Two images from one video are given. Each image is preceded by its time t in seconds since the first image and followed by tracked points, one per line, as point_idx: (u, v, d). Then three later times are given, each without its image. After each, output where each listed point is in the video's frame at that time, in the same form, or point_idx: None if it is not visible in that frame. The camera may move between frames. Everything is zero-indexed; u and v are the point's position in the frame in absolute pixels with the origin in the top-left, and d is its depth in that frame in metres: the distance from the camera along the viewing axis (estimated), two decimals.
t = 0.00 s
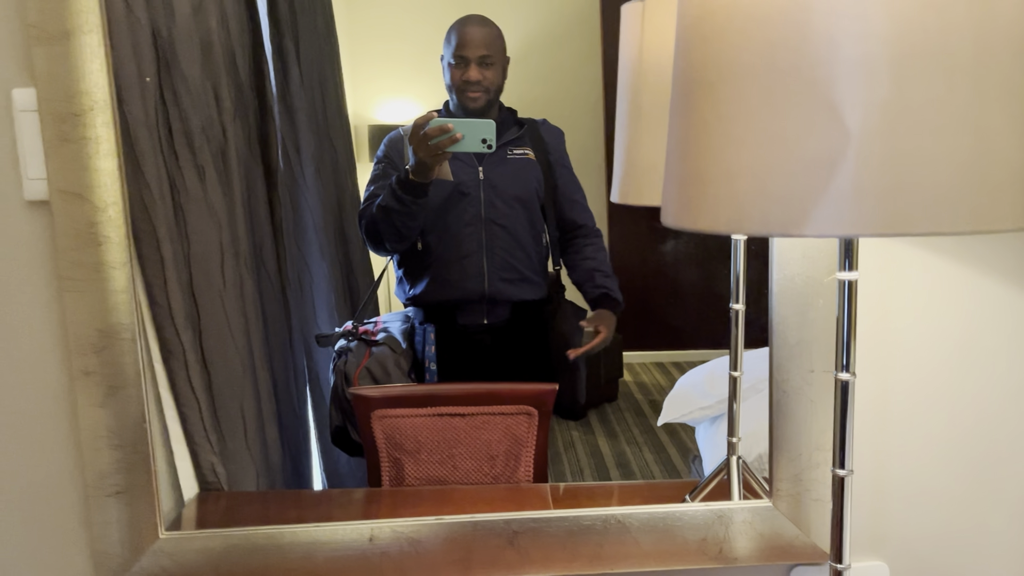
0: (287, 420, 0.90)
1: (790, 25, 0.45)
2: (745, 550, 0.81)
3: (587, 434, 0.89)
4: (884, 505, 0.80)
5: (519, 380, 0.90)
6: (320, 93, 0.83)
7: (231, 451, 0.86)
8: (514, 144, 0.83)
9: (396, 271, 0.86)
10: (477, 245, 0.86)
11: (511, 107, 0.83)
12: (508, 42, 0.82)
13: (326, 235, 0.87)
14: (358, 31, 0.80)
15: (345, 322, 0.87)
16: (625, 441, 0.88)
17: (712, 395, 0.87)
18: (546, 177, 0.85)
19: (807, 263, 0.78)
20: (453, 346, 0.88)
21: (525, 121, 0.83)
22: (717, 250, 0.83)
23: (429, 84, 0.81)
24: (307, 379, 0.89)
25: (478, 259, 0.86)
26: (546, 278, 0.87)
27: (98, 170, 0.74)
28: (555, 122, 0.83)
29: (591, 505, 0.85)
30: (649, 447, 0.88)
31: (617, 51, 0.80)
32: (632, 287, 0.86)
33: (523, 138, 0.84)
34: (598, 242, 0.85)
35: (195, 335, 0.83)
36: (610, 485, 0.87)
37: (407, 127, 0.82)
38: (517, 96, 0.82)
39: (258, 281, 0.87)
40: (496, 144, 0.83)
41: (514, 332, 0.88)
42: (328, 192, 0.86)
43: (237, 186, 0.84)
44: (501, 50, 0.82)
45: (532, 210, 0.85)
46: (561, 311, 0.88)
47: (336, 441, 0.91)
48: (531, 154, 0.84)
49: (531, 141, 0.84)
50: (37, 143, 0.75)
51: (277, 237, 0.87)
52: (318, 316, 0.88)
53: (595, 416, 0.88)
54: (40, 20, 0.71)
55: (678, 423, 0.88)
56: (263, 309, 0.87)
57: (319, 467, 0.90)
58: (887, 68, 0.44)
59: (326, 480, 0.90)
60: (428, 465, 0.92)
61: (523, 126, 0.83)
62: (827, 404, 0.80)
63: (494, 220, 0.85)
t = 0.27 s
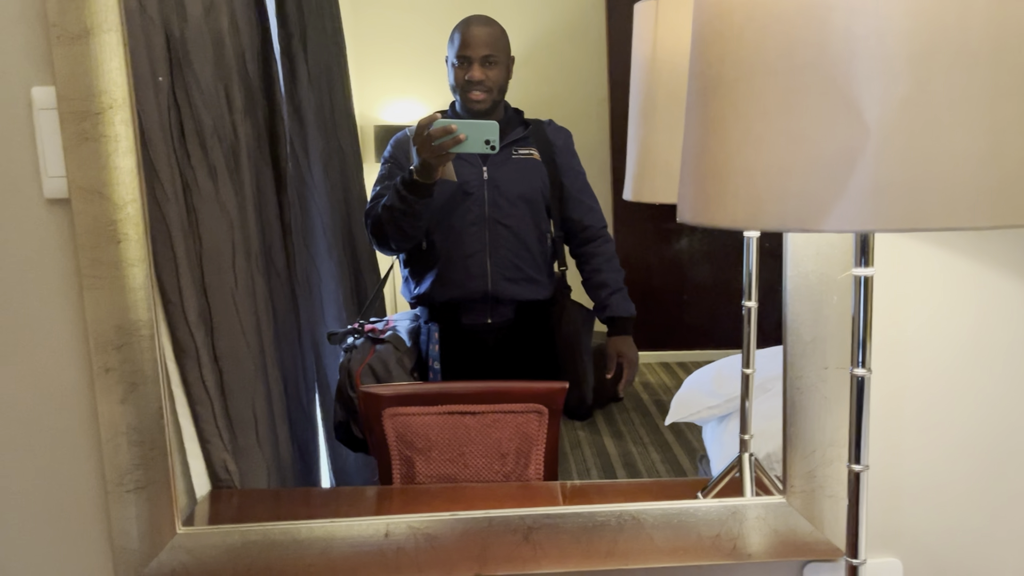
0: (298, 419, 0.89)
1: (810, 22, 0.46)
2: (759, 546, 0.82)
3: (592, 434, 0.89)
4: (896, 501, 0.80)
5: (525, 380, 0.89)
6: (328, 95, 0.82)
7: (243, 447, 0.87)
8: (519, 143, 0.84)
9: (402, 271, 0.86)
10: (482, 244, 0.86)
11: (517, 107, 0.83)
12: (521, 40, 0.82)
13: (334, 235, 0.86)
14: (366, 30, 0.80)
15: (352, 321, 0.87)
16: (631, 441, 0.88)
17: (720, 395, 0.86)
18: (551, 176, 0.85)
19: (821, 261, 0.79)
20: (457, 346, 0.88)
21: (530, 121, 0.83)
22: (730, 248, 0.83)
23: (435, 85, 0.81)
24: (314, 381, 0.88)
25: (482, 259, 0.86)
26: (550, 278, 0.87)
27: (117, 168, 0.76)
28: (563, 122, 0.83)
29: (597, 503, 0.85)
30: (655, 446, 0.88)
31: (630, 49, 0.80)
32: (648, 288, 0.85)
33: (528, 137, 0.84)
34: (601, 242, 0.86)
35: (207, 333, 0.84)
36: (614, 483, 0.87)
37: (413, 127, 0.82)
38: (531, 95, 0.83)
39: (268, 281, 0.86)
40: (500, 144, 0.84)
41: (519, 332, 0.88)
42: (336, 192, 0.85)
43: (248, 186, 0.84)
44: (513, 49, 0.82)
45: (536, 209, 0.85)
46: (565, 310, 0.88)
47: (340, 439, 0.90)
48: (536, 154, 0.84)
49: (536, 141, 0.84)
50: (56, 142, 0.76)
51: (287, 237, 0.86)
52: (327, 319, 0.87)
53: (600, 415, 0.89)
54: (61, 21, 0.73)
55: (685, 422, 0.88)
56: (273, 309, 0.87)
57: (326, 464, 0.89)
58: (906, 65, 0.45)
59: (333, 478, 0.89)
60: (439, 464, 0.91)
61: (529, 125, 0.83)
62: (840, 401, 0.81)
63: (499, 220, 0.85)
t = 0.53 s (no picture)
0: (309, 424, 0.88)
1: (830, 23, 0.46)
2: (774, 548, 0.82)
3: (601, 435, 0.89)
4: (913, 504, 0.80)
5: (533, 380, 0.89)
6: (337, 96, 0.82)
7: (255, 448, 0.87)
8: (528, 145, 0.84)
9: (411, 271, 0.86)
10: (490, 245, 0.86)
11: (526, 109, 0.83)
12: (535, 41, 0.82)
13: (343, 237, 0.86)
14: (378, 31, 0.80)
15: (365, 321, 0.87)
16: (639, 442, 0.88)
17: (729, 396, 0.86)
18: (558, 177, 0.85)
19: (836, 262, 0.79)
20: (466, 345, 0.88)
21: (539, 123, 0.83)
22: (745, 248, 0.83)
23: (443, 87, 0.82)
24: (324, 382, 0.88)
25: (491, 259, 0.86)
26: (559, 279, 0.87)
27: (134, 169, 0.76)
28: (571, 125, 0.83)
29: (607, 504, 0.85)
30: (663, 448, 0.87)
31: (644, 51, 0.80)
32: (661, 286, 0.86)
33: (538, 139, 0.84)
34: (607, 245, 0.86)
35: (219, 334, 0.84)
36: (620, 484, 0.87)
37: (419, 128, 0.82)
38: (546, 96, 0.82)
39: (279, 284, 0.86)
40: (505, 146, 0.84)
41: (527, 332, 0.88)
42: (345, 194, 0.85)
43: (260, 188, 0.84)
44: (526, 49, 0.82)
45: (544, 210, 0.85)
46: (573, 312, 0.88)
47: (348, 438, 0.89)
48: (544, 155, 0.84)
49: (545, 143, 0.84)
50: (73, 143, 0.77)
51: (297, 238, 0.86)
52: (336, 322, 0.87)
53: (608, 416, 0.89)
54: (79, 22, 0.73)
55: (695, 424, 0.87)
56: (284, 311, 0.87)
57: (337, 468, 0.89)
58: (928, 66, 0.45)
59: (342, 479, 0.89)
60: (450, 464, 0.91)
61: (538, 127, 0.84)
62: (857, 401, 0.81)
63: (506, 220, 0.85)
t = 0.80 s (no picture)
0: (310, 424, 0.89)
1: (824, 28, 0.46)
2: (771, 548, 0.83)
3: (601, 437, 0.89)
4: (908, 505, 0.81)
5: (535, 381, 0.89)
6: (339, 99, 0.83)
7: (256, 449, 0.87)
8: (528, 147, 0.84)
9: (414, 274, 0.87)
10: (491, 246, 0.86)
11: (527, 112, 0.84)
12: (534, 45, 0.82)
13: (345, 239, 0.87)
14: (379, 36, 0.81)
15: (366, 324, 0.87)
16: (640, 443, 0.88)
17: (729, 398, 0.87)
18: (560, 180, 0.85)
19: (832, 265, 0.79)
20: (468, 347, 0.89)
21: (540, 126, 0.84)
22: (743, 251, 0.84)
23: (445, 90, 0.82)
24: (326, 383, 0.89)
25: (491, 261, 0.87)
26: (560, 280, 0.88)
27: (137, 172, 0.77)
28: (572, 128, 0.84)
29: (609, 504, 0.86)
30: (664, 450, 0.88)
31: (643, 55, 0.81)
32: (661, 289, 0.87)
33: (538, 142, 0.84)
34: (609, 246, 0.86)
35: (220, 335, 0.85)
36: (622, 486, 0.88)
37: (422, 130, 0.83)
38: (546, 100, 0.83)
39: (280, 285, 0.87)
40: (507, 148, 0.84)
41: (528, 333, 0.88)
42: (346, 196, 0.86)
43: (261, 190, 0.84)
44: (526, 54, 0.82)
45: (545, 212, 0.86)
46: (575, 314, 0.89)
47: (351, 439, 0.90)
48: (545, 157, 0.85)
49: (545, 145, 0.85)
50: (76, 146, 0.77)
51: (299, 241, 0.87)
52: (337, 322, 0.87)
53: (609, 418, 0.89)
54: (83, 26, 0.74)
55: (695, 426, 0.87)
56: (286, 312, 0.88)
57: (338, 468, 0.89)
58: (920, 71, 0.45)
59: (343, 479, 0.89)
60: (451, 465, 0.91)
61: (539, 130, 0.84)
62: (853, 403, 0.81)
63: (507, 222, 0.86)
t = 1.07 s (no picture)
0: (315, 428, 0.91)
1: (829, 44, 0.47)
2: (776, 556, 0.83)
3: (605, 442, 0.90)
4: (912, 512, 0.81)
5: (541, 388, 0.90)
6: (344, 103, 0.84)
7: (262, 454, 0.88)
8: (534, 154, 0.85)
9: (421, 280, 0.87)
10: (497, 253, 0.87)
11: (533, 118, 0.84)
12: (541, 55, 0.83)
13: (349, 244, 0.89)
14: (384, 43, 0.81)
15: (371, 330, 0.88)
16: (644, 450, 0.89)
17: (733, 404, 0.87)
18: (565, 185, 0.86)
19: (836, 274, 0.80)
20: (474, 352, 0.89)
21: (546, 133, 0.85)
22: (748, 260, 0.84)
23: (449, 94, 0.83)
24: (331, 389, 0.90)
25: (498, 267, 0.88)
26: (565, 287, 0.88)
27: (148, 181, 0.78)
28: (578, 136, 0.84)
29: (613, 512, 0.87)
30: (668, 457, 0.88)
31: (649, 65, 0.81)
32: (664, 297, 0.87)
33: (544, 148, 0.85)
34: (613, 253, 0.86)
35: (227, 340, 0.86)
36: (626, 493, 0.89)
37: (427, 134, 0.83)
38: (552, 109, 0.84)
39: (286, 289, 0.89)
40: (511, 151, 0.85)
41: (533, 339, 0.89)
42: (351, 202, 0.87)
43: (267, 194, 0.86)
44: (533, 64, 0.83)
45: (551, 219, 0.86)
46: (580, 320, 0.89)
47: (358, 444, 0.91)
48: (551, 164, 0.86)
49: (552, 152, 0.85)
50: (87, 154, 0.78)
51: (303, 247, 0.89)
52: (342, 327, 0.89)
53: (614, 424, 0.90)
54: (96, 37, 0.74)
55: (698, 431, 0.88)
56: (291, 314, 0.89)
57: (340, 470, 0.90)
58: (925, 87, 0.46)
59: (347, 485, 0.90)
60: (456, 471, 0.92)
61: (545, 136, 0.85)
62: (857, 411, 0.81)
63: (513, 228, 0.86)
